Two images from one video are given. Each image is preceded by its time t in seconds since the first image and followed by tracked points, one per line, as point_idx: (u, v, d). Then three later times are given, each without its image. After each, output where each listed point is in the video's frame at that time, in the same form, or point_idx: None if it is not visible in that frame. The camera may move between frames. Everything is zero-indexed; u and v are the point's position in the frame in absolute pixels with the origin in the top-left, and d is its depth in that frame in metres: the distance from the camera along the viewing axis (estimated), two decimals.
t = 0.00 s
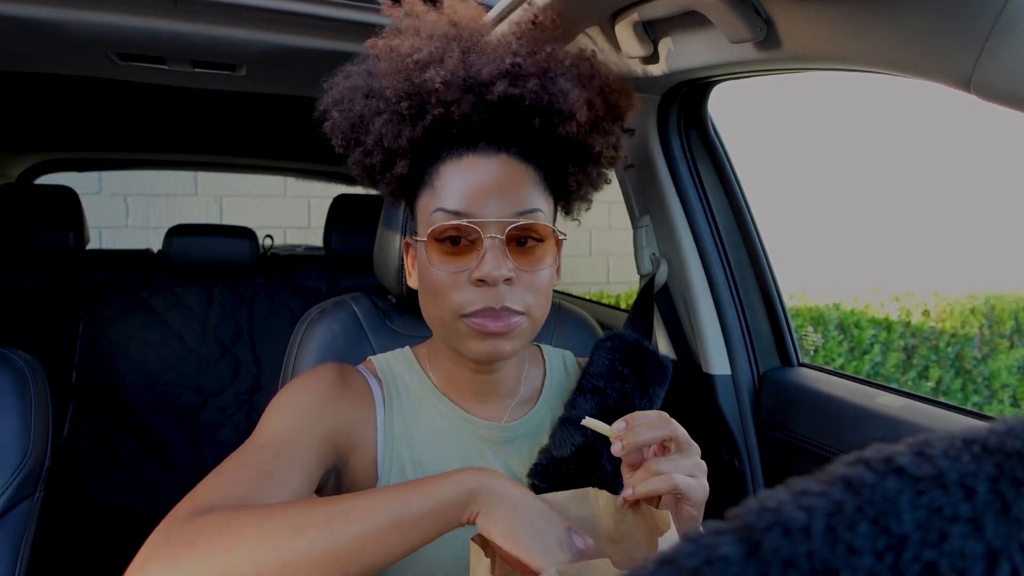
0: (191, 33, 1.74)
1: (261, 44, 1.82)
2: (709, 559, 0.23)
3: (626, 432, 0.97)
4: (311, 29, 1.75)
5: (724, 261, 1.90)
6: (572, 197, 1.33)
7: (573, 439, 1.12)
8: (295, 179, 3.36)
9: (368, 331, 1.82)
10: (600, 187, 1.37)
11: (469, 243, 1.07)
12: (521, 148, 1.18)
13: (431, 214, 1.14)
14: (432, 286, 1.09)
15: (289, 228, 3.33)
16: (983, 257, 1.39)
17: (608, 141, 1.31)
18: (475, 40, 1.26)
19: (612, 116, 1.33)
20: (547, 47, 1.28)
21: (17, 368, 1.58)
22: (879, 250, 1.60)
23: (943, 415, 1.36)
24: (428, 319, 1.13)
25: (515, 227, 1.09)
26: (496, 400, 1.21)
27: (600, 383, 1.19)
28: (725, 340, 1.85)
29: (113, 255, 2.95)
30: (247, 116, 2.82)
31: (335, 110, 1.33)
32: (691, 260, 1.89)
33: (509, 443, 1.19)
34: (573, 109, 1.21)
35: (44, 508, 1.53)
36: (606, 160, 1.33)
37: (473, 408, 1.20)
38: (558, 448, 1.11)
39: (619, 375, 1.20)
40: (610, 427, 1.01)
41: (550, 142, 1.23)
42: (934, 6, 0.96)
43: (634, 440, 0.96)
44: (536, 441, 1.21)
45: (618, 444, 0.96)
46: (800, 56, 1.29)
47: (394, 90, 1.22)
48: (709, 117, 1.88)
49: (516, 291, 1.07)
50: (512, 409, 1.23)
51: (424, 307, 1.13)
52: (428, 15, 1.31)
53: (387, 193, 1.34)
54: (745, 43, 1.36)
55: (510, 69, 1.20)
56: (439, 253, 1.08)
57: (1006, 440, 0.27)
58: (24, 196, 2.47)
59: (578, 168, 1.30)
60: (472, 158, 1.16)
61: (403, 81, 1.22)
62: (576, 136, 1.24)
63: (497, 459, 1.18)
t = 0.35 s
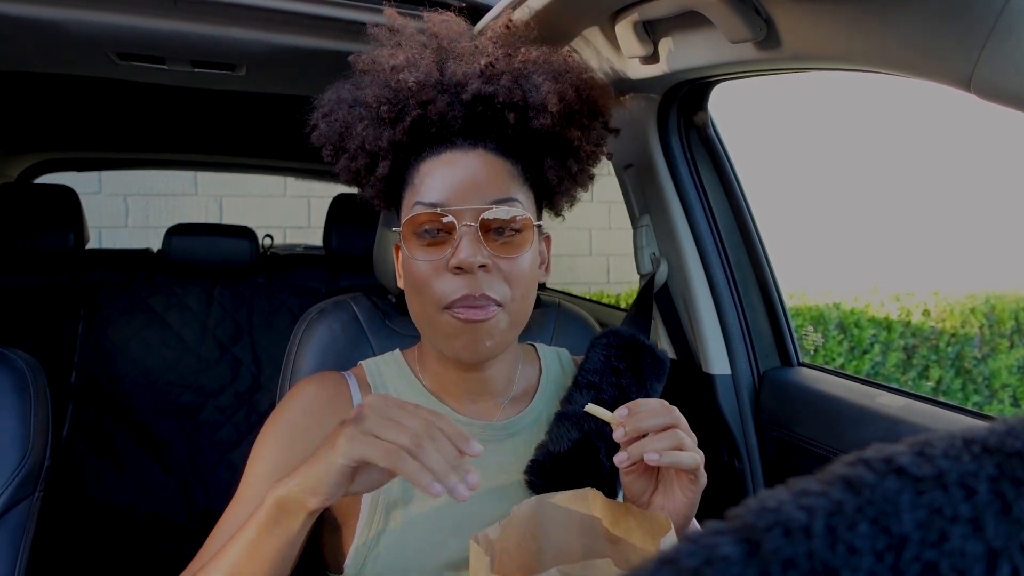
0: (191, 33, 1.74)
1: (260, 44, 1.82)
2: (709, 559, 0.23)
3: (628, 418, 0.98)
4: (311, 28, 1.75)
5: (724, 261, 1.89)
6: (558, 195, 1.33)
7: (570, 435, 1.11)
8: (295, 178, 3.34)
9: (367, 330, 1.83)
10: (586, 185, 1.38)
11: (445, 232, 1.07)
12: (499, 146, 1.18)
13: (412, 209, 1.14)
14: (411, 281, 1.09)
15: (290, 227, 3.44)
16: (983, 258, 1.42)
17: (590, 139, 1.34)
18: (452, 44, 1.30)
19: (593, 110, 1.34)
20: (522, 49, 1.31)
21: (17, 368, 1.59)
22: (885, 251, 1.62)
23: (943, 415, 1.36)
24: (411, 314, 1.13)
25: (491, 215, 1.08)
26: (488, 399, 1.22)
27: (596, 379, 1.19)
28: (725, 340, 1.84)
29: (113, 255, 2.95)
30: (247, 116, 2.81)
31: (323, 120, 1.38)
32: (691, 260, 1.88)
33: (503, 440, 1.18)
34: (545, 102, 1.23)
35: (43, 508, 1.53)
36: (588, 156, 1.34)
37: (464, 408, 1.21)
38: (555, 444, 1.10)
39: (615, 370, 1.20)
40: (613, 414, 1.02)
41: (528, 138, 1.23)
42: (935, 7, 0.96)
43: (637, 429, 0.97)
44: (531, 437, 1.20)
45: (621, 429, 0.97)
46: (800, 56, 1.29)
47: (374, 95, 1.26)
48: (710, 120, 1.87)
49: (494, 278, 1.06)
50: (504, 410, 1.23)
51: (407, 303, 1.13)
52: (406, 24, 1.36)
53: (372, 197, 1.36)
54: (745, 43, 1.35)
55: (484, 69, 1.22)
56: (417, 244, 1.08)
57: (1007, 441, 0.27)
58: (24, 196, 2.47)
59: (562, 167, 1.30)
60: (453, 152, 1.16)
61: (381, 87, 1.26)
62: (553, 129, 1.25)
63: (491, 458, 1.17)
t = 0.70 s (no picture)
0: (191, 33, 1.74)
1: (260, 44, 1.82)
2: (710, 559, 0.23)
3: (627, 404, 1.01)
4: (310, 28, 1.75)
5: (724, 261, 1.89)
6: (549, 200, 1.33)
7: (563, 432, 1.12)
8: (295, 179, 3.36)
9: (367, 330, 1.83)
10: (578, 187, 1.38)
11: (435, 234, 1.07)
12: (491, 147, 1.18)
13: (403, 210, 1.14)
14: (403, 285, 1.09)
15: (290, 228, 3.44)
16: (983, 257, 1.41)
17: (583, 143, 1.34)
18: (445, 45, 1.29)
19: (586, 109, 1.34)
20: (516, 51, 1.31)
21: (17, 368, 1.59)
22: (882, 251, 1.61)
23: (942, 415, 1.36)
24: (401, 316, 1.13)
25: (483, 218, 1.08)
26: (479, 401, 1.21)
27: (589, 376, 1.19)
28: (725, 340, 1.84)
29: (113, 255, 2.95)
30: (247, 116, 2.82)
31: (315, 121, 1.39)
32: (691, 261, 1.88)
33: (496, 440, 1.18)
34: (537, 104, 1.23)
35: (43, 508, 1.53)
36: (581, 160, 1.35)
37: (455, 410, 1.20)
38: (550, 442, 1.11)
39: (609, 368, 1.20)
40: (611, 401, 1.05)
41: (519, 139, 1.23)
42: (935, 7, 0.96)
43: (637, 411, 1.00)
44: (524, 437, 1.20)
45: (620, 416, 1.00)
46: (800, 56, 1.29)
47: (365, 96, 1.26)
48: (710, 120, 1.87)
49: (485, 281, 1.06)
50: (496, 409, 1.22)
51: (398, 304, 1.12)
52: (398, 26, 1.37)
53: (361, 199, 1.36)
54: (745, 43, 1.35)
55: (476, 70, 1.22)
56: (408, 247, 1.08)
57: (1007, 441, 0.27)
58: (24, 196, 2.47)
59: (552, 167, 1.29)
60: (444, 154, 1.16)
61: (372, 88, 1.26)
62: (546, 131, 1.24)
63: (482, 458, 1.16)
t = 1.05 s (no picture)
0: (191, 33, 1.74)
1: (260, 44, 1.82)
2: (710, 559, 0.23)
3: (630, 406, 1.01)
4: (310, 28, 1.75)
5: (724, 261, 1.89)
6: (543, 193, 1.33)
7: (566, 435, 1.12)
8: (295, 179, 3.36)
9: (367, 330, 1.82)
10: (569, 177, 1.38)
11: (426, 236, 1.07)
12: (479, 142, 1.18)
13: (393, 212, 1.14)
14: (396, 287, 1.08)
15: (289, 228, 3.50)
16: (983, 257, 1.41)
17: (574, 132, 1.34)
18: (425, 37, 1.28)
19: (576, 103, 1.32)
20: (498, 41, 1.31)
21: (17, 368, 1.59)
22: (880, 250, 1.61)
23: (942, 415, 1.36)
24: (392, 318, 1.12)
25: (474, 216, 1.07)
26: (477, 408, 1.21)
27: (593, 378, 1.19)
28: (725, 340, 1.85)
29: (113, 255, 2.95)
30: (247, 116, 2.82)
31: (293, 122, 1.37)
32: (691, 261, 1.89)
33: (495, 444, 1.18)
34: (526, 95, 1.23)
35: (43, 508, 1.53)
36: (572, 150, 1.36)
37: (451, 414, 1.20)
38: (552, 445, 1.11)
39: (613, 369, 1.19)
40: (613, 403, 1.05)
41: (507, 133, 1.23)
42: (935, 7, 0.96)
43: (639, 413, 1.00)
44: (523, 441, 1.20)
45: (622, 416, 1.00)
46: (799, 56, 1.29)
47: (347, 94, 1.25)
48: (710, 117, 1.86)
49: (478, 282, 1.06)
50: (494, 415, 1.22)
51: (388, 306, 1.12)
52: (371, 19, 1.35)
53: (348, 199, 1.35)
54: (745, 43, 1.35)
55: (462, 62, 1.22)
56: (399, 249, 1.07)
57: (1007, 441, 0.27)
58: (24, 196, 2.47)
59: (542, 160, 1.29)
60: (433, 152, 1.16)
61: (353, 85, 1.25)
62: (535, 122, 1.25)
63: (478, 464, 1.16)
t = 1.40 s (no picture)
0: (191, 33, 1.74)
1: (260, 44, 1.82)
2: (710, 559, 0.23)
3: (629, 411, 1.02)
4: (310, 29, 1.75)
5: (724, 261, 1.89)
6: (545, 196, 1.33)
7: (566, 437, 1.12)
8: (295, 179, 3.36)
9: (367, 330, 1.82)
10: (572, 185, 1.39)
11: (437, 244, 1.07)
12: (492, 148, 1.18)
13: (401, 217, 1.14)
14: (405, 291, 1.08)
15: (289, 228, 3.48)
16: (983, 257, 1.41)
17: (580, 139, 1.35)
18: (436, 36, 1.27)
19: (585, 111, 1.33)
20: (512, 44, 1.30)
21: (17, 368, 1.58)
22: (881, 251, 1.61)
23: (942, 415, 1.36)
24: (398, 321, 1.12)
25: (488, 226, 1.08)
26: (475, 407, 1.21)
27: (595, 379, 1.19)
28: (725, 340, 1.85)
29: (113, 255, 2.95)
30: (247, 116, 2.82)
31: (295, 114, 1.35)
32: (691, 261, 1.89)
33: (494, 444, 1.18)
34: (541, 104, 1.22)
35: (43, 508, 1.53)
36: (577, 157, 1.36)
37: (453, 415, 1.20)
38: (552, 447, 1.11)
39: (614, 371, 1.19)
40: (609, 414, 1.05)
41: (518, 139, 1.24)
42: (934, 8, 0.96)
43: (639, 417, 1.00)
44: (522, 441, 1.20)
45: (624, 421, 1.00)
46: (800, 56, 1.29)
47: (355, 90, 1.22)
48: (709, 116, 1.87)
49: (490, 291, 1.07)
50: (495, 414, 1.22)
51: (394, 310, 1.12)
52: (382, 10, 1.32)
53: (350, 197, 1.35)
54: (745, 43, 1.35)
55: (476, 64, 1.21)
56: (410, 255, 1.08)
57: (1007, 441, 0.27)
58: (24, 196, 2.47)
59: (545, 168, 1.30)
60: (441, 156, 1.16)
61: (362, 82, 1.22)
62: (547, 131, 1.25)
63: (477, 464, 1.16)
